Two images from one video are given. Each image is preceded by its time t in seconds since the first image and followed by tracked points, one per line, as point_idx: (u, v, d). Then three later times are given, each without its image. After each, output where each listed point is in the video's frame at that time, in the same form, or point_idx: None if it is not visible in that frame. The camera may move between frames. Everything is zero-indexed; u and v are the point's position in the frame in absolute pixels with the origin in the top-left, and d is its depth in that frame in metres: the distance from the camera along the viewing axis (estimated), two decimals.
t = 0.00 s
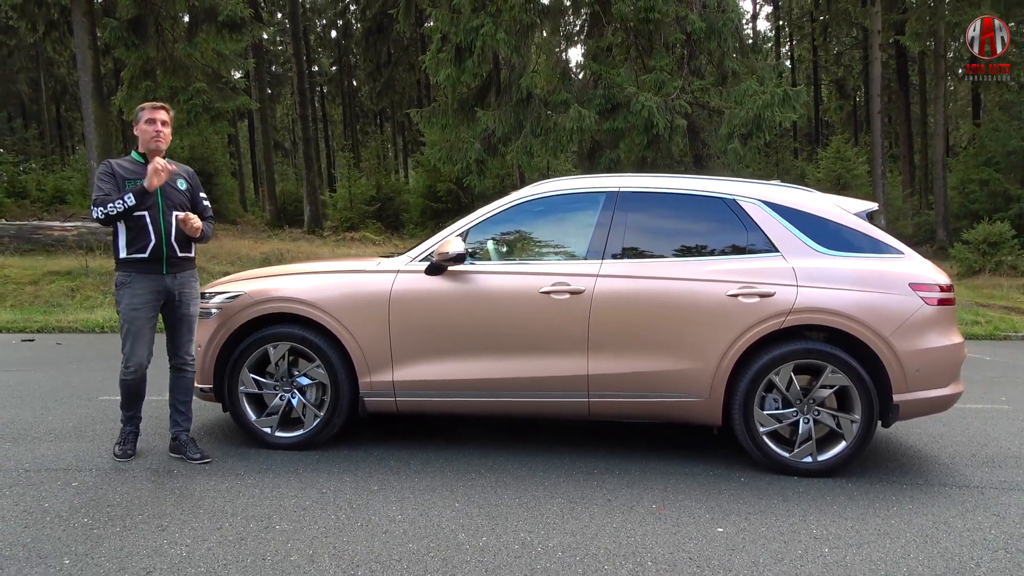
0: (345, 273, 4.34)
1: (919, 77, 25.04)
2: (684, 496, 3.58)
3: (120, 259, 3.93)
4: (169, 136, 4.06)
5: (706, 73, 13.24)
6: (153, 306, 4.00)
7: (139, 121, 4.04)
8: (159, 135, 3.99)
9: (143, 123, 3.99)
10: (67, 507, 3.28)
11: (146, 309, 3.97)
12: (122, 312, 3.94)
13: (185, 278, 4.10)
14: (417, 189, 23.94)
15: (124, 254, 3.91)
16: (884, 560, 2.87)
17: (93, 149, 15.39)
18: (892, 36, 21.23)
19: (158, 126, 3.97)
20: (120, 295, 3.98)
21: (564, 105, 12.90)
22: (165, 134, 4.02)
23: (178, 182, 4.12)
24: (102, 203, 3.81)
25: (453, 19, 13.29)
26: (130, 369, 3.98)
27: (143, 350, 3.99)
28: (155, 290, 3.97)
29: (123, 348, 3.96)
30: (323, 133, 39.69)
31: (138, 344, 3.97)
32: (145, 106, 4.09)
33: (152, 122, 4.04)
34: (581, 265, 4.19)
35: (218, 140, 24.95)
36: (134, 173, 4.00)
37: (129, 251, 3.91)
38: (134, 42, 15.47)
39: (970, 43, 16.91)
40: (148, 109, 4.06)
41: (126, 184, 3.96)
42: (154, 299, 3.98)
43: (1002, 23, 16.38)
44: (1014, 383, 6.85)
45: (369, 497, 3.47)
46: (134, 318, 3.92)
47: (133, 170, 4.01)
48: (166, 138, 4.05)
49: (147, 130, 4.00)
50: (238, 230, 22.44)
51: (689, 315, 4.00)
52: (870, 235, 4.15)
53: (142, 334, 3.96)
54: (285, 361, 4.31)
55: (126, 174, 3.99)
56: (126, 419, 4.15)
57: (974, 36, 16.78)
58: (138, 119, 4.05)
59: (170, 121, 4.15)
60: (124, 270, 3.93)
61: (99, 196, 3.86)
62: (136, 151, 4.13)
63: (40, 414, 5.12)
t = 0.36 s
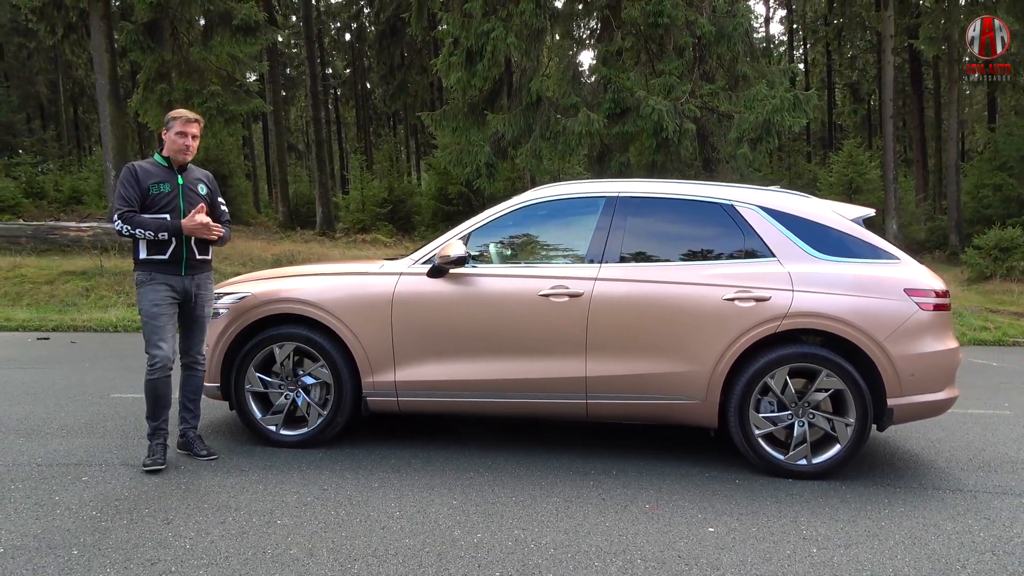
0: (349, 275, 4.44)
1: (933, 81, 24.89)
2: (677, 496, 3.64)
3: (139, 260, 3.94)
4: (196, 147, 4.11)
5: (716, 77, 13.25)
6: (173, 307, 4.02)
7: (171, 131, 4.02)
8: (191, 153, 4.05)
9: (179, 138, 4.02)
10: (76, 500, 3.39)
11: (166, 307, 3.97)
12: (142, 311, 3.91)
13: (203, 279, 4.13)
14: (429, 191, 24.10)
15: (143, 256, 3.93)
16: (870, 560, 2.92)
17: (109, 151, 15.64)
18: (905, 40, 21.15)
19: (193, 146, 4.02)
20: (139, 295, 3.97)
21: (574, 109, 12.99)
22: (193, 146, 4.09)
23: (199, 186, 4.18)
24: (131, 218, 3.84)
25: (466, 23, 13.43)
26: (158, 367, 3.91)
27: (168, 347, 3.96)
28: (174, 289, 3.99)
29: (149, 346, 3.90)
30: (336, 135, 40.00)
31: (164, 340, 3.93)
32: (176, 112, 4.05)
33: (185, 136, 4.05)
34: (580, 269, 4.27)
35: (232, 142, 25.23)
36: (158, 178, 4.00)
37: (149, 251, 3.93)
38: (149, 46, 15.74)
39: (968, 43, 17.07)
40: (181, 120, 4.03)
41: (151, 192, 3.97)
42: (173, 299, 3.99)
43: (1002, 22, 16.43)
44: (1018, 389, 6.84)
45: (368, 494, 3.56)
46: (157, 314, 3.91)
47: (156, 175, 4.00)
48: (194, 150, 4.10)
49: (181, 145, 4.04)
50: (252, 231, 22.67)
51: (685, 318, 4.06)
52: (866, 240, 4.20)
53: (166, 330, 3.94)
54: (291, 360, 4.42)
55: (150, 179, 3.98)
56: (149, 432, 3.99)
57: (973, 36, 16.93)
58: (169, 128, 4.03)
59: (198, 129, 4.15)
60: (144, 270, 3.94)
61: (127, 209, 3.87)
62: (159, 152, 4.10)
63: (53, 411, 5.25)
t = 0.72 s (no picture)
0: (347, 277, 4.49)
1: (942, 84, 24.79)
2: (669, 498, 3.67)
3: (141, 264, 3.88)
4: (204, 152, 4.08)
5: (721, 81, 13.26)
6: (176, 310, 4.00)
7: (179, 136, 3.97)
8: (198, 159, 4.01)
9: (187, 144, 3.98)
10: (76, 498, 3.45)
11: (171, 310, 3.94)
12: (146, 314, 3.86)
13: (202, 282, 4.13)
14: (436, 193, 24.20)
15: (147, 260, 3.87)
16: (857, 563, 2.94)
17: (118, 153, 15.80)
18: (913, 44, 21.09)
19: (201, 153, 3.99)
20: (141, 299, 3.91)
21: (579, 113, 13.03)
22: (201, 151, 4.06)
23: (201, 191, 4.16)
24: (139, 225, 3.79)
25: (471, 27, 13.51)
26: (168, 370, 3.87)
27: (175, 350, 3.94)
28: (178, 293, 3.97)
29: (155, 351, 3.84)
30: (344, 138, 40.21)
31: (170, 342, 3.90)
32: (184, 116, 3.99)
33: (193, 141, 4.01)
34: (575, 272, 4.31)
35: (240, 145, 25.40)
36: (164, 183, 3.95)
37: (153, 256, 3.88)
38: (158, 49, 15.92)
39: (968, 43, 16.96)
40: (190, 125, 3.98)
41: (156, 197, 3.92)
42: (176, 302, 3.97)
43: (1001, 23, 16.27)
44: (1018, 394, 6.83)
45: (363, 494, 3.60)
46: (163, 318, 3.88)
47: (162, 180, 3.95)
48: (200, 155, 4.08)
49: (189, 151, 4.00)
50: (259, 232, 22.83)
51: (679, 322, 4.10)
52: (859, 244, 4.22)
53: (174, 332, 3.92)
54: (290, 362, 4.47)
55: (155, 183, 3.92)
56: (161, 445, 3.86)
57: (973, 35, 16.83)
58: (177, 132, 3.97)
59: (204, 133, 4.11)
60: (147, 274, 3.88)
61: (133, 216, 3.82)
62: (163, 154, 4.04)
63: (57, 410, 5.32)
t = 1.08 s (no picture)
0: (339, 280, 4.51)
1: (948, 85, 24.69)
2: (656, 500, 3.68)
3: (132, 270, 3.88)
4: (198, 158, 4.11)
5: (723, 83, 13.23)
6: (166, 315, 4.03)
7: (176, 142, 3.98)
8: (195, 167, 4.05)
9: (185, 151, 4.01)
10: (67, 499, 3.48)
11: (163, 316, 3.97)
12: (138, 320, 3.87)
13: (190, 286, 4.18)
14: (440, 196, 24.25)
15: (140, 267, 3.88)
16: (840, 565, 2.95)
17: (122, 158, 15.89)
18: (918, 45, 21.01)
19: (199, 159, 4.03)
20: (131, 305, 3.91)
21: (580, 115, 13.03)
22: (196, 158, 4.08)
23: (190, 195, 4.20)
24: (134, 235, 3.79)
25: (473, 30, 13.52)
26: (159, 375, 3.90)
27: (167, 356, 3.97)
28: (170, 298, 4.00)
29: (146, 357, 3.85)
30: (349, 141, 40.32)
31: (160, 349, 3.93)
32: (181, 121, 4.00)
33: (189, 147, 4.03)
34: (565, 274, 4.32)
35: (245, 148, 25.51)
36: (158, 190, 3.97)
37: (145, 263, 3.89)
38: (162, 53, 16.06)
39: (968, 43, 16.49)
40: (188, 132, 3.99)
41: (150, 203, 3.93)
42: (167, 307, 4.00)
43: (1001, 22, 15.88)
44: (1017, 397, 6.79)
45: (352, 497, 3.63)
46: (156, 323, 3.91)
47: (156, 186, 3.97)
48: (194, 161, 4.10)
49: (186, 157, 4.03)
50: (264, 236, 22.90)
51: (668, 325, 4.11)
52: (849, 246, 4.22)
53: (165, 338, 3.96)
54: (282, 365, 4.50)
55: (149, 190, 3.93)
56: (155, 450, 3.86)
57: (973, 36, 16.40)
58: (172, 138, 3.97)
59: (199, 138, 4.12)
60: (139, 280, 3.89)
61: (127, 224, 3.82)
62: (154, 157, 4.03)
63: (54, 412, 5.37)
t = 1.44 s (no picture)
0: (329, 282, 4.53)
1: (955, 85, 24.56)
2: (641, 500, 3.69)
3: (126, 271, 3.90)
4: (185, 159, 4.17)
5: (726, 84, 13.20)
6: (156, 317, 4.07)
7: (163, 145, 4.02)
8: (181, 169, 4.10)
9: (173, 154, 4.05)
10: (55, 498, 3.51)
11: (154, 318, 4.01)
12: (130, 321, 3.90)
13: (177, 288, 4.22)
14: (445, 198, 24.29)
15: (135, 269, 3.91)
16: (820, 564, 2.96)
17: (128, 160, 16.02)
18: (923, 44, 20.95)
19: (185, 162, 4.08)
20: (121, 306, 3.93)
21: (582, 116, 13.02)
22: (183, 159, 4.14)
23: (176, 195, 4.26)
24: (134, 237, 3.82)
25: (474, 31, 13.55)
26: (147, 378, 3.93)
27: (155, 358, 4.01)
28: (161, 300, 4.04)
29: (135, 359, 3.88)
30: (355, 142, 40.43)
31: (148, 351, 3.96)
32: (168, 124, 4.04)
33: (175, 149, 4.07)
34: (553, 275, 4.33)
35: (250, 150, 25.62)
36: (149, 191, 4.01)
37: (139, 264, 3.91)
38: (166, 57, 16.34)
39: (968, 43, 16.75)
40: (175, 134, 4.04)
41: (143, 205, 3.98)
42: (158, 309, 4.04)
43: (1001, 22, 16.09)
44: (1016, 398, 6.74)
45: (338, 496, 3.65)
46: (147, 325, 3.94)
47: (148, 189, 4.01)
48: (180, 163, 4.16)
49: (173, 159, 4.07)
50: (269, 237, 22.98)
51: (655, 325, 4.11)
52: (837, 246, 4.22)
53: (154, 340, 3.99)
54: (273, 365, 4.52)
55: (142, 193, 3.97)
56: (145, 450, 3.89)
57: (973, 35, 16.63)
58: (158, 140, 4.01)
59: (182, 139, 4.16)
60: (132, 281, 3.92)
61: (125, 226, 3.84)
62: (140, 159, 4.05)
63: (50, 413, 5.41)
